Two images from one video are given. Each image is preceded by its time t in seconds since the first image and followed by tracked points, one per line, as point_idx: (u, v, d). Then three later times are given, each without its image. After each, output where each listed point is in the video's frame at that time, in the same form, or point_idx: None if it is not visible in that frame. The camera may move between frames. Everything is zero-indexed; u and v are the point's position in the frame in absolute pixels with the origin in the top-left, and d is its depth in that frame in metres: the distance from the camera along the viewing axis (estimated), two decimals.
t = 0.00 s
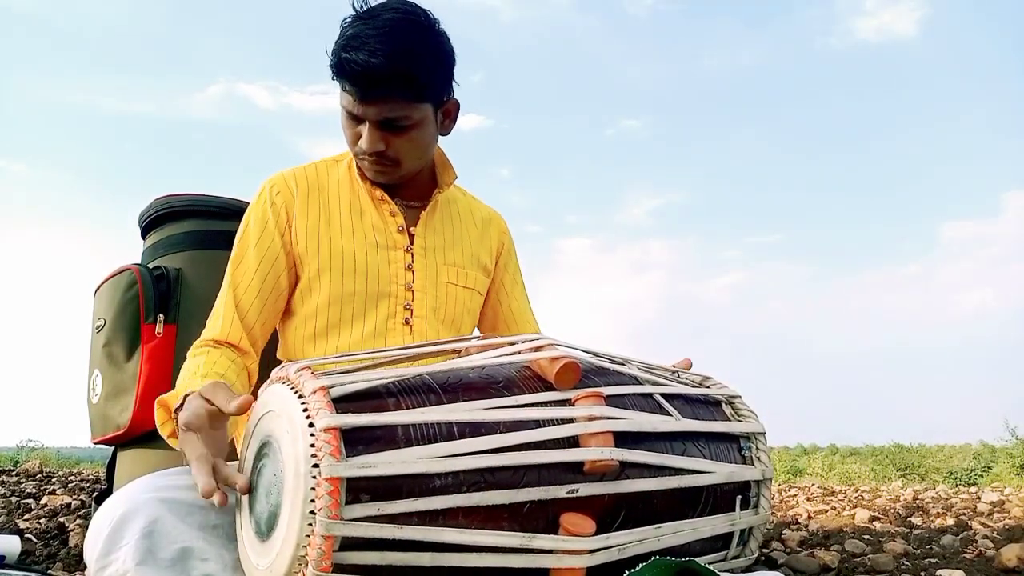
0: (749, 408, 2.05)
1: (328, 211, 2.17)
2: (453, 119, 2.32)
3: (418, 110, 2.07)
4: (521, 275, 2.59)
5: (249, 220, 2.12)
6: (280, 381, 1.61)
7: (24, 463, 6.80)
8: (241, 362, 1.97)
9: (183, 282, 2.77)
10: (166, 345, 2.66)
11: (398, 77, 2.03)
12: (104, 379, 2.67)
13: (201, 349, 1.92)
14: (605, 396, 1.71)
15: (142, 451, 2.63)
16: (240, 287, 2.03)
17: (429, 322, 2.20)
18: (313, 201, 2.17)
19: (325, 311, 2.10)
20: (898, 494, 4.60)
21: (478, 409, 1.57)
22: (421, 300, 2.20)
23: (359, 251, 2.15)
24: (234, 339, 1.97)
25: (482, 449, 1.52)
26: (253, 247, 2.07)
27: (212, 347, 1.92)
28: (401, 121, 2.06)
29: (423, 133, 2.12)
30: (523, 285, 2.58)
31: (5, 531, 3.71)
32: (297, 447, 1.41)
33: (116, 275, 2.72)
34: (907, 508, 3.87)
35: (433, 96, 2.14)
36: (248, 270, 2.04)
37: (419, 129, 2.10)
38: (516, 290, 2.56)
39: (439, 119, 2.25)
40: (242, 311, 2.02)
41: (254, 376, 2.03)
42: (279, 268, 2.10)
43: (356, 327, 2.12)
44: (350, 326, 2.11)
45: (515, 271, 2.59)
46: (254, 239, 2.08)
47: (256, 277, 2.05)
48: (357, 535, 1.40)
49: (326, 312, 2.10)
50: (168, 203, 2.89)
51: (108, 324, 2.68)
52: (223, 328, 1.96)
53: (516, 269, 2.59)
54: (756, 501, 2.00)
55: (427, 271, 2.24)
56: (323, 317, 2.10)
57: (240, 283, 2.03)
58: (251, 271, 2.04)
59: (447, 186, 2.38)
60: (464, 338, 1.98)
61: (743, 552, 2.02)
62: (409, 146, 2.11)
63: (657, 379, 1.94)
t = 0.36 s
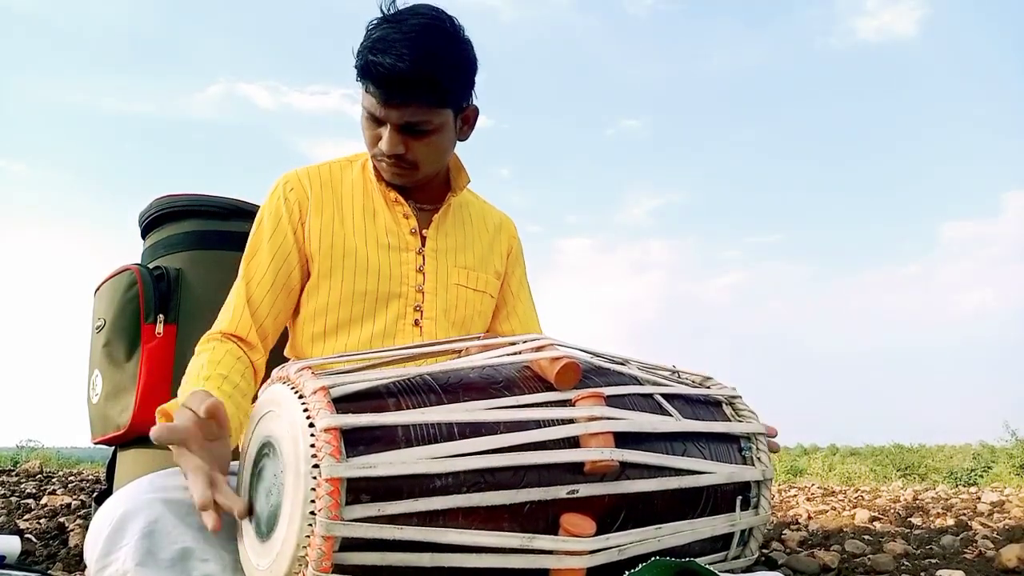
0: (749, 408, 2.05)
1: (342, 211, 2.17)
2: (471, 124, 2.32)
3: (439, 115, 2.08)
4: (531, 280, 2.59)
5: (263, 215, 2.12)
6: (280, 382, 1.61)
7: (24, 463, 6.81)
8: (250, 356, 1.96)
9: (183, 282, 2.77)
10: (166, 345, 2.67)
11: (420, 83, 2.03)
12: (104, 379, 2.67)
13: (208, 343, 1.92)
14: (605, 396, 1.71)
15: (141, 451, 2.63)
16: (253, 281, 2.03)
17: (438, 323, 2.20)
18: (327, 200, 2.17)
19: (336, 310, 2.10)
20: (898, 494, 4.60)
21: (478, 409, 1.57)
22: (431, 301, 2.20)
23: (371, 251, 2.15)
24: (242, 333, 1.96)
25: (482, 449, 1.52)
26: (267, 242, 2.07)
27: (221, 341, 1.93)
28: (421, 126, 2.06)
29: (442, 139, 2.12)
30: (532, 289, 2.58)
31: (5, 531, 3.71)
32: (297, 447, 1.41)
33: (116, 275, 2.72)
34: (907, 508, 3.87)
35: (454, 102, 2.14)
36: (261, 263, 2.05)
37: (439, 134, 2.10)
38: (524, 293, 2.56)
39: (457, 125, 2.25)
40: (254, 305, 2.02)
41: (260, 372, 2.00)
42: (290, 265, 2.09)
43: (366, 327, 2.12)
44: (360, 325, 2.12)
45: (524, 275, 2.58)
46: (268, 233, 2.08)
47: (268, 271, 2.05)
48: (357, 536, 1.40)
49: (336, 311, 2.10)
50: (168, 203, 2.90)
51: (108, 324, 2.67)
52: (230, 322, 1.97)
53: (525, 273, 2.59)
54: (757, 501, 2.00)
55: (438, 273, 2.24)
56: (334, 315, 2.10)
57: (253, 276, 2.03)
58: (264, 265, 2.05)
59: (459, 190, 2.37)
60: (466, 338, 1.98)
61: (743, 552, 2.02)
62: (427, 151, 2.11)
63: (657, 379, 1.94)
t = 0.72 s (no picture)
0: (749, 408, 2.05)
1: (329, 211, 2.17)
2: (457, 116, 2.33)
3: (424, 104, 2.08)
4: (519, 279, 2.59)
5: (247, 219, 2.12)
6: (279, 382, 1.61)
7: (25, 463, 6.81)
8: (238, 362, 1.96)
9: (183, 282, 2.77)
10: (166, 344, 2.66)
11: (403, 70, 2.03)
12: (104, 379, 2.67)
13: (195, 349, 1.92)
14: (604, 396, 1.71)
15: (142, 451, 2.63)
16: (235, 287, 2.03)
17: (431, 322, 2.20)
18: (314, 200, 2.17)
19: (327, 312, 2.10)
20: (898, 494, 4.60)
21: (477, 410, 1.57)
22: (423, 300, 2.20)
23: (361, 251, 2.15)
24: (227, 340, 1.96)
25: (481, 449, 1.52)
26: (250, 246, 2.07)
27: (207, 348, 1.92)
28: (406, 114, 2.07)
29: (428, 128, 2.12)
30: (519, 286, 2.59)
31: (5, 531, 3.71)
32: (296, 447, 1.41)
33: (116, 275, 2.72)
34: (907, 508, 3.87)
35: (438, 91, 2.14)
36: (245, 268, 2.04)
37: (424, 123, 2.11)
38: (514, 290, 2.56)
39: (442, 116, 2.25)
40: (237, 313, 2.02)
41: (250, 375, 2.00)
42: (274, 269, 2.09)
43: (358, 327, 2.12)
44: (352, 326, 2.11)
45: (514, 274, 2.59)
46: (251, 237, 2.08)
47: (251, 275, 2.04)
48: (356, 536, 1.40)
49: (328, 312, 2.10)
50: (168, 203, 2.90)
51: (108, 324, 2.68)
52: (214, 329, 1.96)
53: (516, 272, 2.59)
54: (756, 501, 2.00)
55: (429, 272, 2.24)
56: (326, 317, 2.10)
57: (236, 283, 2.04)
58: (247, 270, 2.04)
59: (448, 185, 2.37)
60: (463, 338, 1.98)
61: (743, 552, 2.02)
62: (413, 140, 2.11)
63: (656, 379, 1.94)
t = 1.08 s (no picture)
0: (750, 409, 2.05)
1: (315, 213, 2.17)
2: (430, 107, 2.31)
3: (388, 83, 2.10)
4: (512, 270, 2.60)
5: (233, 224, 2.11)
6: (280, 382, 1.61)
7: (25, 463, 6.82)
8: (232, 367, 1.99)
9: (183, 282, 2.77)
10: (166, 345, 2.66)
11: (365, 50, 2.08)
12: (104, 379, 2.67)
13: (189, 355, 1.92)
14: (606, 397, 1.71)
15: (141, 451, 2.63)
16: (227, 292, 2.03)
17: (422, 318, 2.20)
18: (298, 203, 2.17)
19: (318, 313, 2.10)
20: (898, 495, 4.61)
21: (479, 410, 1.57)
22: (414, 297, 2.20)
23: (348, 250, 2.15)
24: (222, 345, 1.97)
25: (482, 450, 1.52)
26: (238, 251, 2.07)
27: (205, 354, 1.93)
28: (370, 93, 2.09)
29: (394, 109, 2.12)
30: (513, 277, 2.59)
31: (4, 531, 3.71)
32: (297, 447, 1.41)
33: (116, 275, 2.72)
34: (907, 509, 3.87)
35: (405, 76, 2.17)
36: (234, 272, 2.04)
37: (389, 104, 2.11)
38: (507, 284, 2.57)
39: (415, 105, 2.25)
40: (230, 315, 2.02)
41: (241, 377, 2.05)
42: (263, 273, 2.09)
43: (349, 327, 2.12)
44: (344, 326, 2.11)
45: (505, 265, 2.59)
46: (239, 243, 2.07)
47: (241, 280, 2.04)
48: (357, 536, 1.40)
49: (318, 314, 2.10)
50: (169, 203, 2.90)
51: (108, 324, 2.68)
52: (210, 334, 1.96)
53: (507, 262, 2.59)
54: (757, 502, 2.00)
55: (418, 268, 2.24)
56: (316, 319, 2.10)
57: (227, 287, 2.03)
58: (237, 275, 2.04)
59: (431, 180, 2.41)
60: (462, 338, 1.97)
61: (744, 554, 2.02)
62: (379, 121, 2.11)
63: (657, 380, 1.94)
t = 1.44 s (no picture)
0: (749, 408, 2.05)
1: (312, 213, 2.17)
2: (411, 95, 2.32)
3: (359, 54, 2.20)
4: (512, 267, 2.60)
5: (236, 228, 2.12)
6: (280, 382, 1.61)
7: (25, 463, 6.82)
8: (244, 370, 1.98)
9: (183, 282, 2.77)
10: (166, 345, 2.66)
11: (344, 29, 2.22)
12: (104, 379, 2.67)
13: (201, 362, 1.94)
14: (605, 397, 1.71)
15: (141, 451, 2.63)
16: (234, 296, 2.04)
17: (418, 314, 2.19)
18: (296, 204, 2.17)
19: (315, 312, 2.11)
20: (898, 494, 4.61)
21: (478, 410, 1.57)
22: (410, 294, 2.19)
23: (344, 248, 2.15)
24: (233, 349, 1.97)
25: (482, 449, 1.52)
26: (242, 256, 2.08)
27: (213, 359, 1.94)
28: (342, 62, 2.18)
29: (364, 77, 2.19)
30: (513, 275, 2.60)
31: (4, 531, 3.71)
32: (297, 446, 1.41)
33: (116, 276, 2.72)
34: (906, 509, 3.87)
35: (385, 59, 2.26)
36: (241, 274, 2.06)
37: (359, 72, 2.19)
38: (507, 283, 2.57)
39: (395, 88, 2.28)
40: (239, 318, 2.04)
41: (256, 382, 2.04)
42: (268, 274, 2.10)
43: (346, 324, 2.12)
44: (340, 325, 2.12)
45: (505, 264, 2.59)
46: (242, 247, 2.09)
47: (248, 281, 2.06)
48: (357, 536, 1.40)
49: (315, 312, 2.11)
50: (168, 204, 2.90)
51: (108, 325, 2.68)
52: (219, 339, 1.98)
53: (506, 260, 2.60)
54: (757, 501, 2.00)
55: (414, 266, 2.24)
56: (313, 318, 2.11)
57: (234, 291, 2.05)
58: (243, 277, 2.06)
59: (429, 177, 2.42)
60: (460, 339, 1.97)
61: (743, 553, 2.02)
62: (349, 87, 2.16)
63: (657, 379, 1.94)
